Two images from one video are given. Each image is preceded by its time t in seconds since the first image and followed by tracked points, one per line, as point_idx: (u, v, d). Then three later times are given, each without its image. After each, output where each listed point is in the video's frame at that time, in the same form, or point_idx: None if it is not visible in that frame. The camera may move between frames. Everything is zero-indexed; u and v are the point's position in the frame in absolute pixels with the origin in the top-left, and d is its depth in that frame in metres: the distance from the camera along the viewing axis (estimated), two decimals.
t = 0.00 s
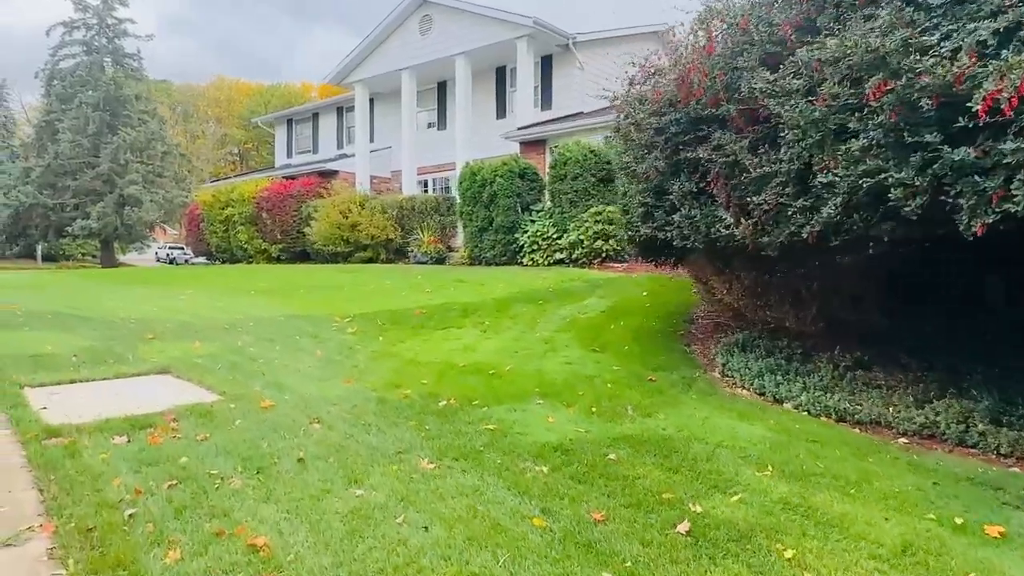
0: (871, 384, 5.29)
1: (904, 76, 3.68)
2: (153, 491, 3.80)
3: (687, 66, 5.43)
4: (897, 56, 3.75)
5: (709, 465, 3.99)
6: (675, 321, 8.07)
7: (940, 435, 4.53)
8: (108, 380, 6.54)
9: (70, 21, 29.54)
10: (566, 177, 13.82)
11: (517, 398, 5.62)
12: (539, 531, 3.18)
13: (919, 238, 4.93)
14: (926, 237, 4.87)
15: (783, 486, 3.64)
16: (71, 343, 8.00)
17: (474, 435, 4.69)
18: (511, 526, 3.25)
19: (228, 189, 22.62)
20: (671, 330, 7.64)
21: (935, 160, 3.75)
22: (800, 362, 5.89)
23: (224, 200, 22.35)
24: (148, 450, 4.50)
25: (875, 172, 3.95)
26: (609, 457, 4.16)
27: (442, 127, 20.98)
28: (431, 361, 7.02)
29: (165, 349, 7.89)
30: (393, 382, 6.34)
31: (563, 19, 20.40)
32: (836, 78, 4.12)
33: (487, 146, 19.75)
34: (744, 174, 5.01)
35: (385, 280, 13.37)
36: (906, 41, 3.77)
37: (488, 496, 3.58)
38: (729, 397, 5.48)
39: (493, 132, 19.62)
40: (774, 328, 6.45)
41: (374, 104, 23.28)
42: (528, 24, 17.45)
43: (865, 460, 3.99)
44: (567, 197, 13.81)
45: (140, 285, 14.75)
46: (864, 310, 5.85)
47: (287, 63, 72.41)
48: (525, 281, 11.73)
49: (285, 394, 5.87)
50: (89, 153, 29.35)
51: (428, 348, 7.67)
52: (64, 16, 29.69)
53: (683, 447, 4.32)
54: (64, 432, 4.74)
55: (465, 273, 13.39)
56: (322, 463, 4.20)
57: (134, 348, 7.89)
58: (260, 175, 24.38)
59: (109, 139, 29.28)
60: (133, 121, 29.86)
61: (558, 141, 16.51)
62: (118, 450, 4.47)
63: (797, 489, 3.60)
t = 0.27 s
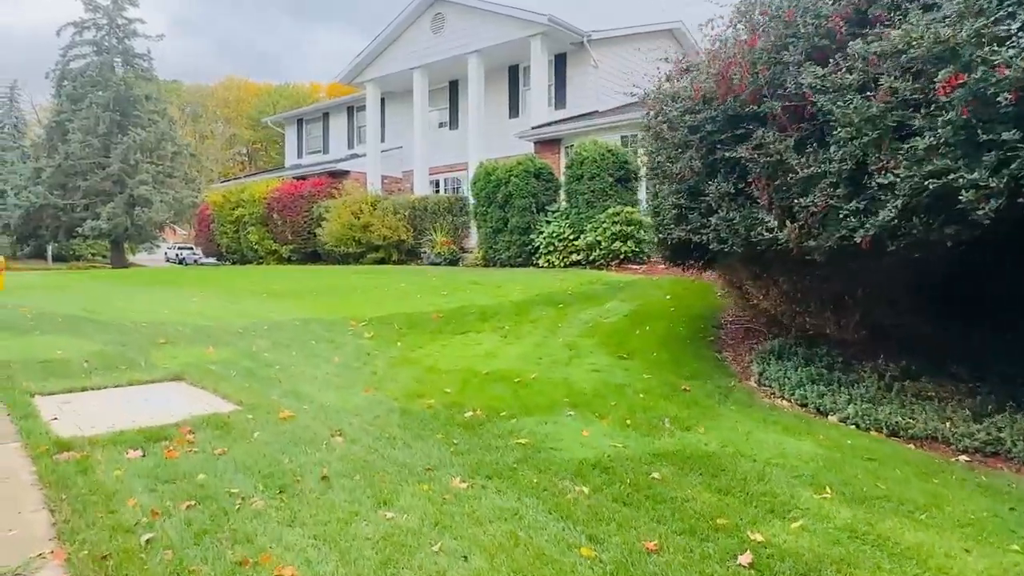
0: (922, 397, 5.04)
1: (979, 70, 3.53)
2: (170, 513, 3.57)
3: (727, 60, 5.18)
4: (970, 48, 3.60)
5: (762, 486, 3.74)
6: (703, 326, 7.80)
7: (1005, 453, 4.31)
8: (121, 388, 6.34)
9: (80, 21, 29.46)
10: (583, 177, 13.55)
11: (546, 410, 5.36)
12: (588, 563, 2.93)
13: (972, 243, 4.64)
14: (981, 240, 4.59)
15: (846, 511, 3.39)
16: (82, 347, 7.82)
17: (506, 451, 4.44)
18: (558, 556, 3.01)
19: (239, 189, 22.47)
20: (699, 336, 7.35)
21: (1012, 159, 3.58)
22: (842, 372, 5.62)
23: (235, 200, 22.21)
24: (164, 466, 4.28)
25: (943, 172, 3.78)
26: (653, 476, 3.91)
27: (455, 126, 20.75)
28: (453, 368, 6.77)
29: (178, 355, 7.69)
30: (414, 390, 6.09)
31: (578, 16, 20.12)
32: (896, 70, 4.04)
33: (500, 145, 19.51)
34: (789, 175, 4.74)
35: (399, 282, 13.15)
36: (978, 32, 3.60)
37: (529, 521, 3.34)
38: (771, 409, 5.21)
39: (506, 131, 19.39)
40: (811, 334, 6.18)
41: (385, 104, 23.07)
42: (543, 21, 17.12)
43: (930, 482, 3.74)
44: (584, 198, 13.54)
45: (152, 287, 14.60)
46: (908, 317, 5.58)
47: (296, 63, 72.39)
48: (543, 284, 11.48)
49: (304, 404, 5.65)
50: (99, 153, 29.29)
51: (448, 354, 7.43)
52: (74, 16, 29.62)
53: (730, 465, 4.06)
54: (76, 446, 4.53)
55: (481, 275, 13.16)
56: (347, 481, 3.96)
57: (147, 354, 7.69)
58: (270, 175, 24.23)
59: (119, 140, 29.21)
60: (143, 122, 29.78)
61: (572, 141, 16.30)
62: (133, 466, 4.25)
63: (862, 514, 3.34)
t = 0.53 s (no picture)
0: (979, 401, 4.80)
1: None
2: (200, 523, 3.38)
3: (772, 47, 4.98)
4: None
5: (826, 497, 3.51)
6: (735, 326, 7.56)
7: None
8: (141, 390, 6.17)
9: (93, 21, 29.45)
10: (602, 175, 13.30)
11: (583, 414, 5.14)
12: None
13: None
14: None
15: (923, 526, 3.16)
16: (100, 348, 7.67)
17: (546, 458, 4.22)
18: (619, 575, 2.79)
19: (251, 188, 22.35)
20: (733, 337, 7.10)
21: None
22: (890, 374, 5.38)
23: (248, 200, 22.11)
24: (190, 472, 4.09)
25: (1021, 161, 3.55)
26: (707, 486, 3.69)
27: (469, 124, 20.55)
28: (480, 370, 6.57)
29: (197, 355, 7.52)
30: (443, 393, 5.89)
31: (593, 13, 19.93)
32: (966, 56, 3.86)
33: (515, 144, 19.30)
34: (842, 166, 4.53)
35: (416, 281, 12.97)
36: None
37: (583, 536, 3.12)
38: (819, 413, 4.97)
39: (521, 129, 19.19)
40: (854, 334, 5.93)
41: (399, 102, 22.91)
42: (560, 17, 16.94)
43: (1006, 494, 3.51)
44: (604, 196, 13.30)
45: (167, 286, 14.50)
46: (959, 317, 5.32)
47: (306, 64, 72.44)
48: (563, 283, 11.26)
49: (330, 407, 5.45)
50: (111, 153, 29.30)
51: (473, 355, 7.22)
52: (87, 16, 29.63)
53: (787, 474, 3.84)
54: (98, 451, 4.35)
55: (499, 274, 12.96)
56: (384, 490, 3.76)
57: (165, 354, 7.53)
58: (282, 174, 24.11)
59: (131, 140, 29.23)
60: (155, 121, 29.76)
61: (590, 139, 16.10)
62: (157, 473, 4.06)
63: (941, 529, 3.12)
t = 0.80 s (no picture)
0: None
1: None
2: (235, 546, 3.17)
3: (825, 39, 4.76)
4: None
5: (903, 519, 3.28)
6: (770, 330, 7.31)
7: None
8: (163, 397, 5.98)
9: (104, 21, 29.41)
10: (622, 174, 13.05)
11: (625, 424, 4.91)
12: None
13: None
14: None
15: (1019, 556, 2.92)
16: (118, 352, 7.49)
17: (595, 473, 3.99)
18: None
19: (264, 187, 22.20)
20: (769, 343, 6.85)
21: None
22: (945, 383, 5.14)
23: (260, 200, 21.96)
24: (220, 488, 3.88)
25: None
26: (773, 506, 3.46)
27: (483, 123, 20.34)
28: (510, 376, 6.35)
29: (217, 360, 7.34)
30: (474, 400, 5.67)
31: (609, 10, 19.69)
32: None
33: (531, 143, 19.08)
34: (905, 165, 4.32)
35: (434, 282, 12.78)
36: None
37: (649, 563, 2.90)
38: (876, 425, 4.73)
39: (537, 128, 18.97)
40: (904, 341, 5.68)
41: (411, 101, 22.71)
42: (578, 14, 16.64)
43: None
44: (624, 196, 13.04)
45: (181, 288, 14.35)
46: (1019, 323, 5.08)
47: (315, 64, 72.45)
48: (585, 285, 11.04)
49: (359, 416, 5.24)
50: (123, 153, 29.25)
51: (502, 361, 7.00)
52: (98, 16, 29.57)
53: (856, 492, 3.60)
54: (122, 464, 4.15)
55: (518, 275, 12.73)
56: (427, 510, 3.54)
57: (185, 359, 7.34)
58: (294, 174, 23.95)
59: (143, 140, 29.15)
60: (166, 121, 29.70)
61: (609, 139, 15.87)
62: (186, 488, 3.86)
63: None
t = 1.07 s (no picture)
0: None
1: None
2: (265, 573, 2.96)
3: (875, 29, 4.62)
4: None
5: (982, 544, 3.05)
6: (802, 334, 7.07)
7: None
8: (179, 405, 5.78)
9: (113, 21, 29.33)
10: (640, 173, 12.81)
11: (663, 435, 4.69)
12: None
13: None
14: None
15: None
16: (131, 357, 7.29)
17: (639, 489, 3.77)
18: None
19: (273, 188, 22.04)
20: (804, 347, 6.61)
21: None
22: (998, 391, 4.90)
23: (269, 200, 21.80)
24: (244, 506, 3.67)
25: None
26: (837, 527, 3.23)
27: (494, 123, 20.13)
28: (536, 383, 6.13)
29: (233, 365, 7.14)
30: (502, 409, 5.45)
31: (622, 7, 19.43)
32: None
33: (543, 142, 18.87)
34: (966, 161, 4.21)
35: (448, 283, 12.58)
36: None
37: None
38: (929, 436, 4.49)
39: (549, 127, 18.76)
40: (950, 346, 5.44)
41: (421, 100, 22.51)
42: (592, 11, 16.45)
43: None
44: (642, 195, 12.81)
45: (192, 289, 14.19)
46: None
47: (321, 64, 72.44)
48: (604, 287, 10.82)
49: (384, 426, 5.03)
50: (131, 154, 29.17)
51: (526, 366, 6.79)
52: (106, 16, 29.48)
53: (925, 512, 3.37)
54: (140, 479, 3.95)
55: (534, 276, 12.51)
56: (466, 531, 3.32)
57: (200, 364, 7.14)
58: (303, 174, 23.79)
59: (151, 140, 29.06)
60: (175, 121, 29.61)
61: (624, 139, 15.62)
62: (209, 506, 3.66)
63: None
